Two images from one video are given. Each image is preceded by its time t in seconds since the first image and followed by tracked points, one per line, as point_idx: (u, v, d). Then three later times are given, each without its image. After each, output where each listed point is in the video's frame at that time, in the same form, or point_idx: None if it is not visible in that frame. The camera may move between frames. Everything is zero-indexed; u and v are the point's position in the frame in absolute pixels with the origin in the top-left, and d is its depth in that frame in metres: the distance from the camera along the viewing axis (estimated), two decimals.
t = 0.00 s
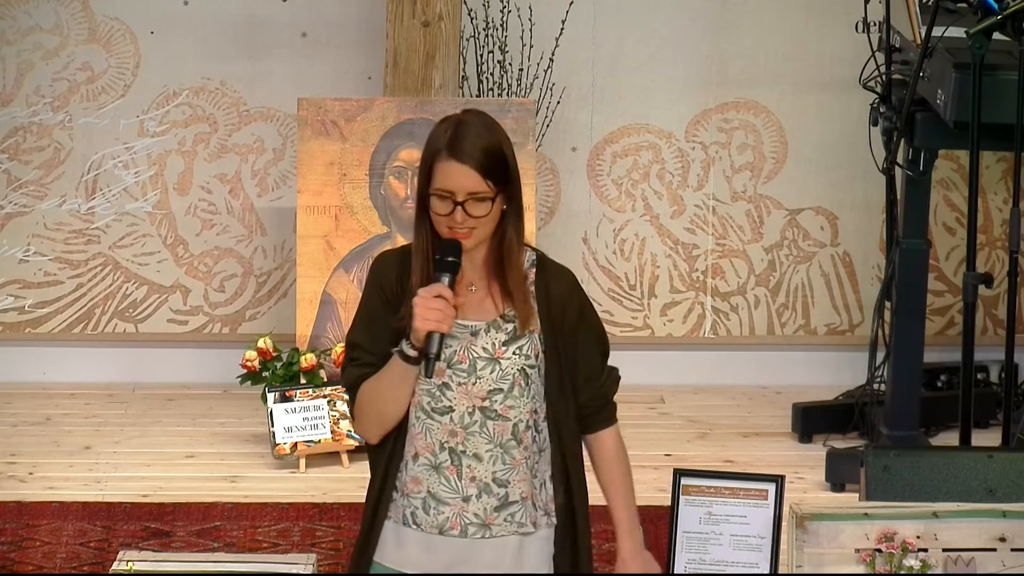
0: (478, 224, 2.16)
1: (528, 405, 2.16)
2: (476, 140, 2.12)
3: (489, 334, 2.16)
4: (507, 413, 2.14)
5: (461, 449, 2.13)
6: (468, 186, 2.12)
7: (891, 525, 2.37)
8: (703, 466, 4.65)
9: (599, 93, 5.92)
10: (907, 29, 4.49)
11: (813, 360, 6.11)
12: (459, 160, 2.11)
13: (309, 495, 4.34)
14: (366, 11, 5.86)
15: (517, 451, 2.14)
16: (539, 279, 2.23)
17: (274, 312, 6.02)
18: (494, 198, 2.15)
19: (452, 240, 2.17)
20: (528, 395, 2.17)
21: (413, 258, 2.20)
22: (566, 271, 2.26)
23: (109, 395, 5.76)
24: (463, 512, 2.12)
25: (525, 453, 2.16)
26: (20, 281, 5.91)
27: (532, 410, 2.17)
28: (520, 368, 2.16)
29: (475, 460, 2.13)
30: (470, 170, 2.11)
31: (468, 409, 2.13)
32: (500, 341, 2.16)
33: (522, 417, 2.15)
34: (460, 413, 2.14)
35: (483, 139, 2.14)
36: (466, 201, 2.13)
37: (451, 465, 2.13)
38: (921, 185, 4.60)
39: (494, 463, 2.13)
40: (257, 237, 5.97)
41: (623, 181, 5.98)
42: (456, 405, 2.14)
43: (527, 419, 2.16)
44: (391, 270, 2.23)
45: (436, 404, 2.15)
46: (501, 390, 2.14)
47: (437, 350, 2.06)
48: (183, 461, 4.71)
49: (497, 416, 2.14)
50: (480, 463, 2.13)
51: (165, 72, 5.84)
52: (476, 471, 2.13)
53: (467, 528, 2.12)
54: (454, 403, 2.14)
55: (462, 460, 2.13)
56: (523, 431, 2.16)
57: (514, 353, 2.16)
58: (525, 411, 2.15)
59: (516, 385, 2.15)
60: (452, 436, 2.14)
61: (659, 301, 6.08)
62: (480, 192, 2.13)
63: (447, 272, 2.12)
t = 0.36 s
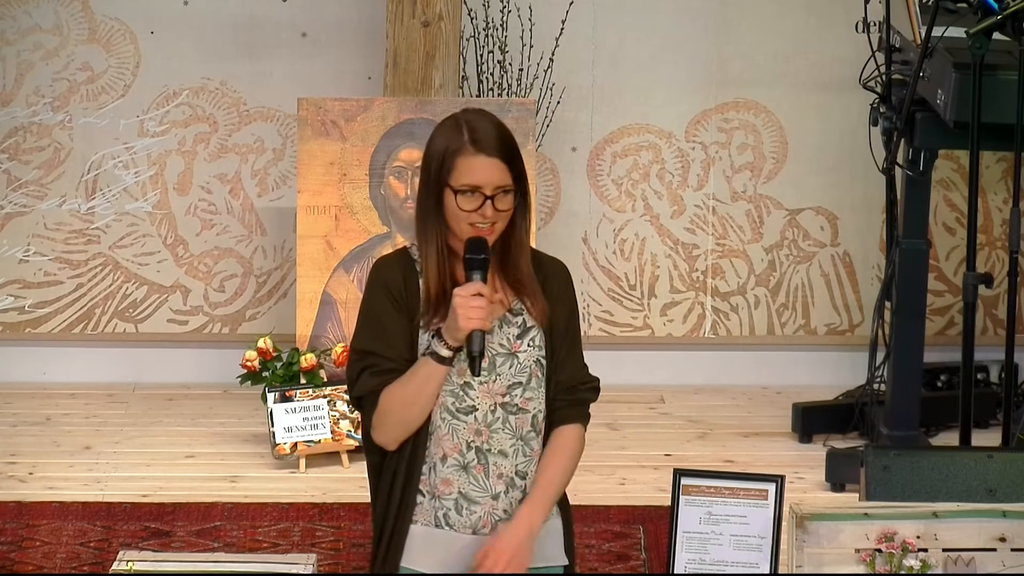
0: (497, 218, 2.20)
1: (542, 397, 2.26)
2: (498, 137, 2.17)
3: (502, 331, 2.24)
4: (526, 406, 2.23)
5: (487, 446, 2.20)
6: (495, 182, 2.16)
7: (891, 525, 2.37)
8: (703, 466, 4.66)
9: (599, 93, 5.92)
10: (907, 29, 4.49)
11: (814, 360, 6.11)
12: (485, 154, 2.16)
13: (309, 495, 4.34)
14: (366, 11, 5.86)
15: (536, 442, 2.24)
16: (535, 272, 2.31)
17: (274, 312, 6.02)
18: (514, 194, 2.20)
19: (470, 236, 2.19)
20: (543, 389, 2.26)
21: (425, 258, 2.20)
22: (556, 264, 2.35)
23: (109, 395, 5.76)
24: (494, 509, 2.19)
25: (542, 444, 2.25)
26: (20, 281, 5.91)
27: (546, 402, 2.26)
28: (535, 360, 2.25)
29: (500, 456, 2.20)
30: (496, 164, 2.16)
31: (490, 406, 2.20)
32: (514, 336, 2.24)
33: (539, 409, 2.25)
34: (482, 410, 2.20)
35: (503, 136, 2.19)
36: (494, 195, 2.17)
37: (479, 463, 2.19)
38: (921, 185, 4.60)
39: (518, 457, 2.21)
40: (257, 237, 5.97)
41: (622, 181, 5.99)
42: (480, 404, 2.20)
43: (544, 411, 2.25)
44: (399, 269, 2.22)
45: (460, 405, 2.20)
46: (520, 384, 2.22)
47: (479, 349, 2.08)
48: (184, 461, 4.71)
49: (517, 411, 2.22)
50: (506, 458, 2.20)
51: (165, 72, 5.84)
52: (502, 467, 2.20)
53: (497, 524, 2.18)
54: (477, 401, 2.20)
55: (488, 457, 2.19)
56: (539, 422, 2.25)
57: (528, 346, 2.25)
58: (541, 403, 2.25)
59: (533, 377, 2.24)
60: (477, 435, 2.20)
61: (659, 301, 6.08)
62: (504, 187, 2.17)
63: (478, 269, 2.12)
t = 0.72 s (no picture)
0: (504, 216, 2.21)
1: (549, 395, 2.27)
2: (501, 136, 2.19)
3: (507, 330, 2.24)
4: (534, 403, 2.23)
5: (498, 445, 2.20)
6: (503, 180, 2.18)
7: (891, 525, 2.37)
8: (703, 466, 4.66)
9: (599, 93, 5.92)
10: (907, 29, 4.49)
11: (814, 360, 6.11)
12: (492, 152, 2.17)
13: (309, 495, 4.34)
14: (366, 10, 5.86)
15: (546, 439, 2.24)
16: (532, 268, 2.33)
17: (274, 312, 6.02)
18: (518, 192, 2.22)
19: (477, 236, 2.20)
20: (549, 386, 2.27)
21: (432, 260, 2.19)
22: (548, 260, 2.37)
23: (109, 395, 5.76)
24: (507, 508, 2.19)
25: (552, 441, 2.26)
26: (20, 281, 5.91)
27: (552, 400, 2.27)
28: (541, 357, 2.26)
29: (511, 454, 2.21)
30: (503, 162, 2.18)
31: (500, 405, 2.21)
32: (520, 335, 2.25)
33: (546, 406, 2.25)
34: (492, 410, 2.21)
35: (504, 134, 2.21)
36: (502, 193, 2.18)
37: (492, 463, 2.20)
38: (921, 185, 4.60)
39: (528, 454, 2.22)
40: (257, 237, 5.97)
41: (622, 181, 5.99)
42: (490, 403, 2.21)
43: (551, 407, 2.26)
44: (404, 272, 2.20)
45: (473, 405, 2.21)
46: (528, 381, 2.24)
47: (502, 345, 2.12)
48: (183, 461, 4.71)
49: (526, 408, 2.23)
50: (516, 456, 2.21)
51: (165, 72, 5.84)
52: (513, 466, 2.21)
53: (510, 523, 2.19)
54: (487, 401, 2.21)
55: (500, 457, 2.20)
56: (548, 418, 2.26)
57: (534, 343, 2.26)
58: (549, 400, 2.26)
59: (540, 374, 2.25)
60: (489, 435, 2.20)
61: (659, 301, 6.08)
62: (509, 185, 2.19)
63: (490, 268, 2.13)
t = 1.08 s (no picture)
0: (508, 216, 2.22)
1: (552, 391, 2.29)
2: (501, 136, 2.20)
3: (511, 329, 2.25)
4: (540, 400, 2.26)
5: (509, 445, 2.22)
6: (507, 180, 2.19)
7: (891, 525, 2.37)
8: (703, 466, 4.65)
9: (599, 93, 5.92)
10: (907, 29, 4.49)
11: (814, 360, 6.11)
12: (496, 154, 2.18)
13: (309, 495, 4.34)
14: (366, 10, 5.86)
15: (552, 436, 2.26)
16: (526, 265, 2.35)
17: (274, 312, 6.02)
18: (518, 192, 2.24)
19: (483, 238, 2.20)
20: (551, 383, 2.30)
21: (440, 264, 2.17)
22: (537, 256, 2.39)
23: (109, 395, 5.76)
24: (519, 507, 2.21)
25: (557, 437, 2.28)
26: (20, 281, 5.91)
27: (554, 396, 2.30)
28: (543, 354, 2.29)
29: (521, 452, 2.22)
30: (507, 163, 2.19)
31: (510, 404, 2.23)
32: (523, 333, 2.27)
33: (551, 403, 2.28)
34: (503, 409, 2.22)
35: (503, 135, 2.22)
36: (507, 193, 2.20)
37: (504, 463, 2.21)
38: (921, 185, 4.60)
39: (536, 451, 2.24)
40: (257, 237, 5.97)
41: (623, 181, 5.99)
42: (501, 403, 2.22)
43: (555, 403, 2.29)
44: (412, 278, 2.18)
45: (488, 406, 2.22)
46: (533, 379, 2.25)
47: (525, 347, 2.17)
48: (183, 461, 4.71)
49: (532, 405, 2.25)
50: (525, 454, 2.23)
51: (165, 72, 5.84)
52: (523, 464, 2.22)
53: (522, 521, 2.21)
54: (499, 401, 2.22)
55: (511, 456, 2.22)
56: (552, 414, 2.28)
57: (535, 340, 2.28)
58: (552, 396, 2.28)
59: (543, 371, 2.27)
60: (502, 434, 2.22)
61: (659, 301, 6.08)
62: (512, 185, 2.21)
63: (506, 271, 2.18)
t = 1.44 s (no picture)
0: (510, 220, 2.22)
1: (552, 393, 2.29)
2: (503, 140, 2.20)
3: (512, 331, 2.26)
4: (540, 402, 2.26)
5: (508, 446, 2.23)
6: (510, 183, 2.19)
7: (891, 525, 2.37)
8: (703, 466, 4.66)
9: (599, 93, 5.92)
10: (907, 29, 4.49)
11: (814, 360, 6.11)
12: (498, 158, 2.18)
13: (309, 495, 4.34)
14: (366, 10, 5.86)
15: (553, 437, 2.27)
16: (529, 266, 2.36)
17: (274, 312, 6.02)
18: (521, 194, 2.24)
19: (485, 241, 2.20)
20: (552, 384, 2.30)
21: (441, 266, 2.18)
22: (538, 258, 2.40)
23: (109, 395, 5.76)
24: (519, 508, 2.22)
25: (557, 438, 2.28)
26: (20, 281, 5.91)
27: (555, 397, 2.30)
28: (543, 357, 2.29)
29: (521, 454, 2.23)
30: (508, 167, 2.19)
31: (510, 406, 2.24)
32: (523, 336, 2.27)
33: (552, 405, 2.28)
34: (503, 411, 2.23)
35: (505, 137, 2.22)
36: (508, 197, 2.19)
37: (504, 465, 2.22)
38: (921, 185, 4.60)
39: (537, 454, 2.25)
40: (257, 237, 5.97)
41: (622, 181, 5.99)
42: (501, 405, 2.23)
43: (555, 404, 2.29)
44: (413, 279, 2.18)
45: (488, 408, 2.22)
46: (533, 380, 2.26)
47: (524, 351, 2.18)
48: (184, 461, 4.71)
49: (533, 407, 2.25)
50: (525, 456, 2.23)
51: (165, 72, 5.84)
52: (522, 466, 2.23)
53: (521, 522, 2.22)
54: (498, 403, 2.23)
55: (511, 458, 2.23)
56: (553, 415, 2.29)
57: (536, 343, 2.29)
58: (552, 398, 2.29)
59: (543, 373, 2.28)
60: (502, 437, 2.22)
61: (659, 301, 6.08)
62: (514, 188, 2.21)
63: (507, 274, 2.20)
